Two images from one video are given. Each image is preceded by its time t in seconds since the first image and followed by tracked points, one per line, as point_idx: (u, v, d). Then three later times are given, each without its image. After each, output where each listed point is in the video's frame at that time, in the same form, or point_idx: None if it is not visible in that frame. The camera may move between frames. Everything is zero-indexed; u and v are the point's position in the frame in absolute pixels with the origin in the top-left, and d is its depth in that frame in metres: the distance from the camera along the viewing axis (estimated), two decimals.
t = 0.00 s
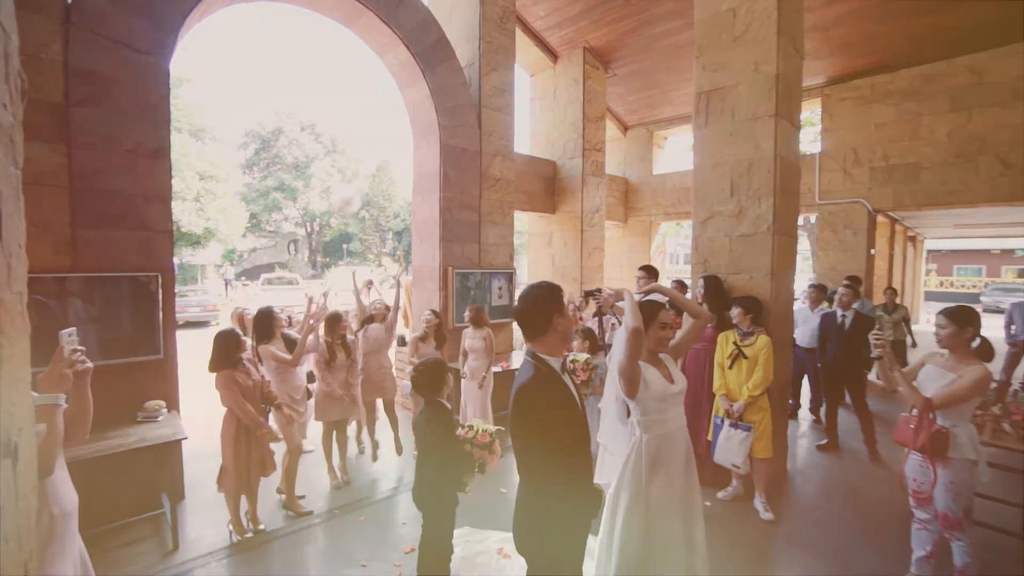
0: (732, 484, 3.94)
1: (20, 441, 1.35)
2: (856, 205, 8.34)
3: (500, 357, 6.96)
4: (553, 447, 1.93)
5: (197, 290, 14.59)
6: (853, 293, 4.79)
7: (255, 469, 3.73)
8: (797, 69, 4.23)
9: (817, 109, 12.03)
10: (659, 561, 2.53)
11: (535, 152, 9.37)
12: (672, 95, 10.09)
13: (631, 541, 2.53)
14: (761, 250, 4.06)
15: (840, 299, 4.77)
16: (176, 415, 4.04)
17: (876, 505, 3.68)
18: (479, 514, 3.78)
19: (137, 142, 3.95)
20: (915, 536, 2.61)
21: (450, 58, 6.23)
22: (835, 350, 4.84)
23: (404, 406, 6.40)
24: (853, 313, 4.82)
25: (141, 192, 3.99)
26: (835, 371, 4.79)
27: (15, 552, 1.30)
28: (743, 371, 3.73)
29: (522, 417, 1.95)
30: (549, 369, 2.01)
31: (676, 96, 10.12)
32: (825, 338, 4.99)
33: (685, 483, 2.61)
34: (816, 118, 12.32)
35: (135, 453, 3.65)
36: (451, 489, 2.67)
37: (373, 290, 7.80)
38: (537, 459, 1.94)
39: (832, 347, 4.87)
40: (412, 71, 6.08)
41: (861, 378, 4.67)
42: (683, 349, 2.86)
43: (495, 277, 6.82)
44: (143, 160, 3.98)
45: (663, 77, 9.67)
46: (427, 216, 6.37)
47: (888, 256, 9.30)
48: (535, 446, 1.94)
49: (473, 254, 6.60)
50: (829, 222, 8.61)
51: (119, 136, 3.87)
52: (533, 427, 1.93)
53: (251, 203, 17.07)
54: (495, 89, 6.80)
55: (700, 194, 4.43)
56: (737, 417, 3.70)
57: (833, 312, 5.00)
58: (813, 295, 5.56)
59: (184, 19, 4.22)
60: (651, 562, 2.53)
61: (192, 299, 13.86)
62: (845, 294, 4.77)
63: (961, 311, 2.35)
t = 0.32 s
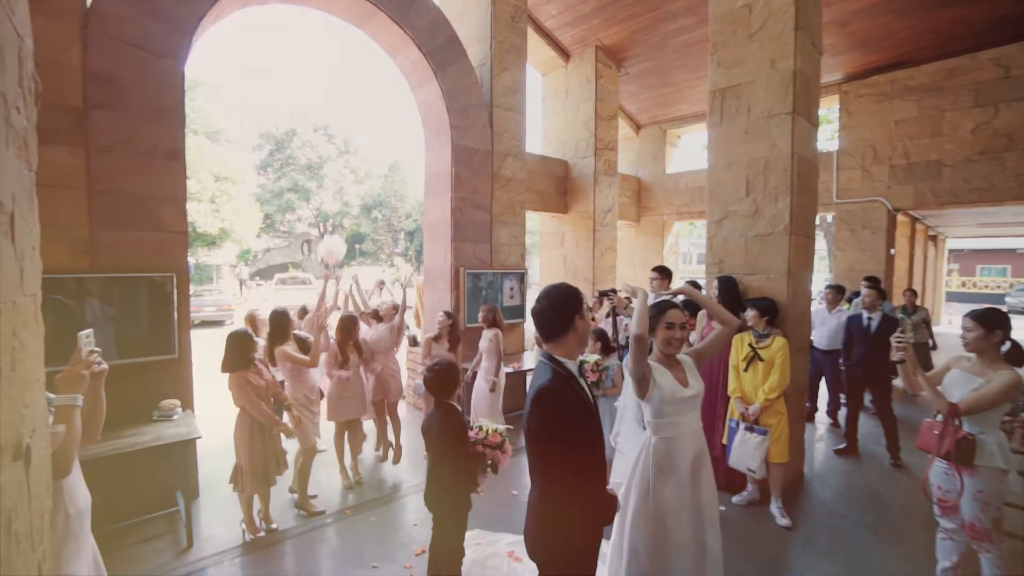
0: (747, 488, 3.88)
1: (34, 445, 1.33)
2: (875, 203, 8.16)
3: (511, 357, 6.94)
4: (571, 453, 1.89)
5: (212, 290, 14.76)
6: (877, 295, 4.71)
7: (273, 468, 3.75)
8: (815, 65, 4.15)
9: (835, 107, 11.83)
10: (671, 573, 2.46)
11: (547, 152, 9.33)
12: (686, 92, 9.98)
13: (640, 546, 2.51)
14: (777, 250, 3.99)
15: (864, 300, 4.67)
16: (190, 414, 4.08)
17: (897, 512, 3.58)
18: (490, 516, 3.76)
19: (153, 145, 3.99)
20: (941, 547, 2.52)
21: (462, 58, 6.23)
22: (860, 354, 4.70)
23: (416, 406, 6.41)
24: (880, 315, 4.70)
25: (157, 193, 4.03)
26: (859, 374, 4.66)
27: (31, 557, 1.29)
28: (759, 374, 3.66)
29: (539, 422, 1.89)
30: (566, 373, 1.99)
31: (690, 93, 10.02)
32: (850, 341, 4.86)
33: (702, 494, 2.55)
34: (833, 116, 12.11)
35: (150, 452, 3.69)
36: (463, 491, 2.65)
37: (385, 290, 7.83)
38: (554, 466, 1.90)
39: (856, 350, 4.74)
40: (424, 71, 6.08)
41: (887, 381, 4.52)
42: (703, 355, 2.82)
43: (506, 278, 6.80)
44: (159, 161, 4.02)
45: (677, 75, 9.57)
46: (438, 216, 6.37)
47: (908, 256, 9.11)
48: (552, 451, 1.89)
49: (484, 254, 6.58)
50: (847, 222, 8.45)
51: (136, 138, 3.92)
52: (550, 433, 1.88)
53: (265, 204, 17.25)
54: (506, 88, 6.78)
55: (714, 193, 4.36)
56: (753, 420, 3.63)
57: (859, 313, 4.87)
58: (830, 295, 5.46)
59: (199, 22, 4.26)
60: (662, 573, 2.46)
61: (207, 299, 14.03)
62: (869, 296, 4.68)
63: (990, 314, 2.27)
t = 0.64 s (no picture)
0: (766, 494, 3.79)
1: (49, 445, 1.34)
2: (898, 201, 7.95)
3: (525, 358, 6.90)
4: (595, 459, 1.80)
5: (230, 289, 14.96)
6: (912, 298, 4.53)
7: (290, 466, 3.78)
8: (837, 60, 4.04)
9: (856, 103, 11.57)
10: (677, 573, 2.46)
11: (561, 151, 9.28)
12: (702, 90, 9.85)
13: (647, 544, 2.52)
14: (797, 250, 3.89)
15: (897, 302, 4.49)
16: (207, 412, 4.12)
17: (924, 521, 3.46)
18: (504, 518, 3.74)
19: (171, 146, 4.04)
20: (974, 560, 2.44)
21: (475, 57, 6.20)
22: (893, 358, 4.50)
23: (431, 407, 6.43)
24: (917, 319, 4.49)
25: (175, 194, 4.08)
26: (890, 379, 4.49)
27: (48, 557, 1.30)
28: (778, 377, 3.58)
29: (563, 427, 1.78)
30: (589, 374, 1.93)
31: (706, 91, 9.88)
32: (884, 344, 4.65)
33: (719, 499, 2.50)
34: (854, 113, 11.85)
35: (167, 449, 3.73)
36: (477, 494, 2.62)
37: (399, 290, 7.84)
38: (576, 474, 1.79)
39: (889, 354, 4.55)
40: (437, 71, 6.07)
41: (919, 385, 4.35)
42: (732, 361, 2.70)
43: (520, 278, 6.78)
44: (177, 163, 4.07)
45: (693, 72, 9.45)
46: (452, 216, 6.36)
47: (933, 256, 8.87)
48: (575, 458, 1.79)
49: (498, 254, 6.55)
50: (869, 221, 8.24)
51: (154, 140, 3.97)
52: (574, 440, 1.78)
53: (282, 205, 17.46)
54: (520, 87, 6.74)
55: (732, 191, 4.28)
56: (772, 425, 3.54)
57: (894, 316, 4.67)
58: (852, 296, 5.41)
59: (216, 25, 4.30)
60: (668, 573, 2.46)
61: (225, 299, 14.22)
62: (902, 298, 4.51)
63: None
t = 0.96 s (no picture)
0: (786, 500, 3.70)
1: (64, 446, 1.34)
2: (923, 199, 7.73)
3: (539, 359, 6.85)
4: (634, 462, 1.68)
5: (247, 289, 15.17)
6: (952, 297, 4.16)
7: (304, 464, 3.78)
8: (861, 54, 3.93)
9: (879, 100, 11.31)
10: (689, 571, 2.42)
11: (575, 151, 9.22)
12: (719, 87, 9.71)
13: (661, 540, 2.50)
14: (819, 250, 3.79)
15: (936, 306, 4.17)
16: (224, 411, 4.16)
17: (953, 532, 3.35)
18: (518, 520, 3.71)
19: (189, 148, 4.09)
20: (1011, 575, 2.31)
21: (489, 56, 6.18)
22: (930, 362, 4.31)
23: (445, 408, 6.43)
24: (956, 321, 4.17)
25: (193, 195, 4.13)
26: (927, 383, 4.32)
27: (63, 557, 1.31)
28: (798, 380, 3.50)
29: (602, 427, 1.66)
30: (614, 372, 1.82)
31: (724, 88, 9.73)
32: (921, 347, 4.45)
33: (738, 501, 2.43)
34: (877, 109, 11.58)
35: (185, 447, 3.77)
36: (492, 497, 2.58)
37: (413, 290, 7.86)
38: (612, 479, 1.66)
39: (926, 357, 4.37)
40: (451, 70, 6.07)
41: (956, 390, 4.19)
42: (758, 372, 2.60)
43: (534, 278, 6.74)
44: (195, 164, 4.12)
45: (710, 69, 9.31)
46: (466, 215, 6.35)
47: (960, 255, 8.63)
48: (613, 461, 1.66)
49: (512, 254, 6.52)
50: (893, 219, 8.04)
51: (172, 142, 4.01)
52: (613, 442, 1.65)
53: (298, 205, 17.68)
54: (535, 86, 6.71)
55: (751, 189, 4.19)
56: (792, 429, 3.46)
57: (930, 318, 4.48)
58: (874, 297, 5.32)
59: (234, 28, 4.34)
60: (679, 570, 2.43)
61: (243, 299, 14.42)
62: (942, 300, 4.16)
63: None
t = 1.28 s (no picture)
0: (805, 506, 3.61)
1: (75, 447, 1.34)
2: (949, 197, 7.52)
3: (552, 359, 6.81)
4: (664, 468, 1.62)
5: (263, 289, 15.35)
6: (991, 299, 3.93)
7: (316, 463, 3.78)
8: (885, 48, 3.82)
9: (901, 95, 11.05)
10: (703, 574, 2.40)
11: (589, 150, 9.16)
12: (735, 84, 9.57)
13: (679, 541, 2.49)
14: (840, 249, 3.69)
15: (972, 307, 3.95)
16: (238, 410, 4.18)
17: (982, 542, 3.23)
18: (531, 524, 3.67)
19: (204, 149, 4.12)
20: None
21: (502, 55, 6.15)
22: (963, 366, 4.16)
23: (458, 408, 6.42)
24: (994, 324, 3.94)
25: (208, 196, 4.16)
26: (959, 387, 4.18)
27: (74, 560, 1.30)
28: (818, 384, 3.42)
29: (631, 431, 1.59)
30: (632, 371, 1.78)
31: (739, 85, 9.59)
32: (954, 350, 4.29)
33: (759, 511, 2.36)
34: (899, 104, 11.31)
35: (199, 446, 3.79)
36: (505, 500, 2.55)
37: (426, 290, 7.88)
38: (641, 486, 1.60)
39: (959, 361, 4.21)
40: (464, 70, 6.05)
41: (990, 394, 4.05)
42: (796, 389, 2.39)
43: (547, 278, 6.69)
44: (210, 165, 4.15)
45: (725, 66, 9.18)
46: (479, 215, 6.33)
47: (988, 254, 8.39)
48: (644, 467, 1.59)
49: (525, 254, 6.48)
50: (916, 218, 7.83)
51: (188, 143, 4.05)
52: (643, 447, 1.59)
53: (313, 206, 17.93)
54: (548, 85, 6.66)
55: (769, 188, 4.10)
56: (812, 433, 3.38)
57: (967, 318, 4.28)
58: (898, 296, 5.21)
59: (248, 30, 4.37)
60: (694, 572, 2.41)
61: (258, 298, 14.60)
62: (977, 301, 3.96)
63: None
